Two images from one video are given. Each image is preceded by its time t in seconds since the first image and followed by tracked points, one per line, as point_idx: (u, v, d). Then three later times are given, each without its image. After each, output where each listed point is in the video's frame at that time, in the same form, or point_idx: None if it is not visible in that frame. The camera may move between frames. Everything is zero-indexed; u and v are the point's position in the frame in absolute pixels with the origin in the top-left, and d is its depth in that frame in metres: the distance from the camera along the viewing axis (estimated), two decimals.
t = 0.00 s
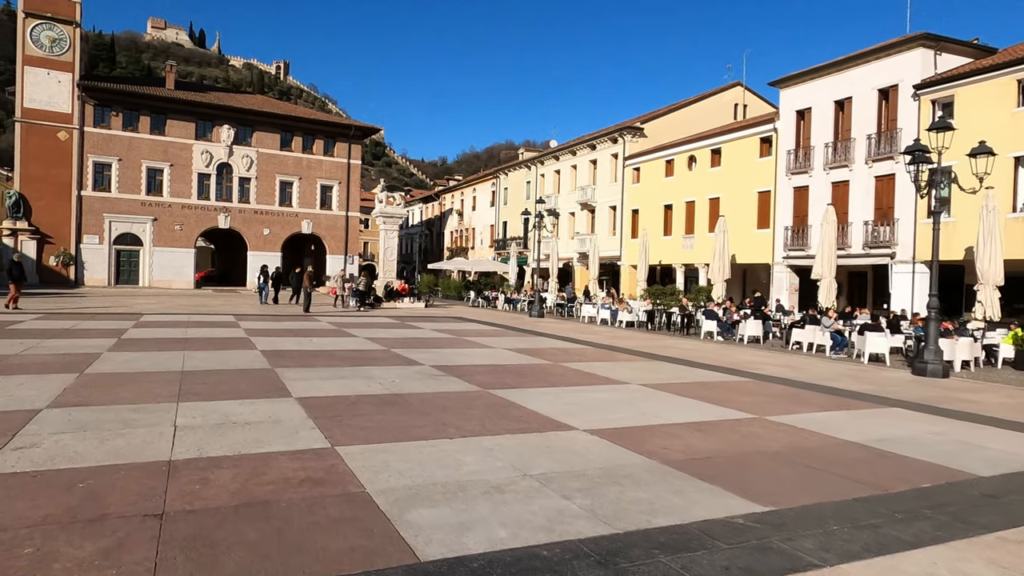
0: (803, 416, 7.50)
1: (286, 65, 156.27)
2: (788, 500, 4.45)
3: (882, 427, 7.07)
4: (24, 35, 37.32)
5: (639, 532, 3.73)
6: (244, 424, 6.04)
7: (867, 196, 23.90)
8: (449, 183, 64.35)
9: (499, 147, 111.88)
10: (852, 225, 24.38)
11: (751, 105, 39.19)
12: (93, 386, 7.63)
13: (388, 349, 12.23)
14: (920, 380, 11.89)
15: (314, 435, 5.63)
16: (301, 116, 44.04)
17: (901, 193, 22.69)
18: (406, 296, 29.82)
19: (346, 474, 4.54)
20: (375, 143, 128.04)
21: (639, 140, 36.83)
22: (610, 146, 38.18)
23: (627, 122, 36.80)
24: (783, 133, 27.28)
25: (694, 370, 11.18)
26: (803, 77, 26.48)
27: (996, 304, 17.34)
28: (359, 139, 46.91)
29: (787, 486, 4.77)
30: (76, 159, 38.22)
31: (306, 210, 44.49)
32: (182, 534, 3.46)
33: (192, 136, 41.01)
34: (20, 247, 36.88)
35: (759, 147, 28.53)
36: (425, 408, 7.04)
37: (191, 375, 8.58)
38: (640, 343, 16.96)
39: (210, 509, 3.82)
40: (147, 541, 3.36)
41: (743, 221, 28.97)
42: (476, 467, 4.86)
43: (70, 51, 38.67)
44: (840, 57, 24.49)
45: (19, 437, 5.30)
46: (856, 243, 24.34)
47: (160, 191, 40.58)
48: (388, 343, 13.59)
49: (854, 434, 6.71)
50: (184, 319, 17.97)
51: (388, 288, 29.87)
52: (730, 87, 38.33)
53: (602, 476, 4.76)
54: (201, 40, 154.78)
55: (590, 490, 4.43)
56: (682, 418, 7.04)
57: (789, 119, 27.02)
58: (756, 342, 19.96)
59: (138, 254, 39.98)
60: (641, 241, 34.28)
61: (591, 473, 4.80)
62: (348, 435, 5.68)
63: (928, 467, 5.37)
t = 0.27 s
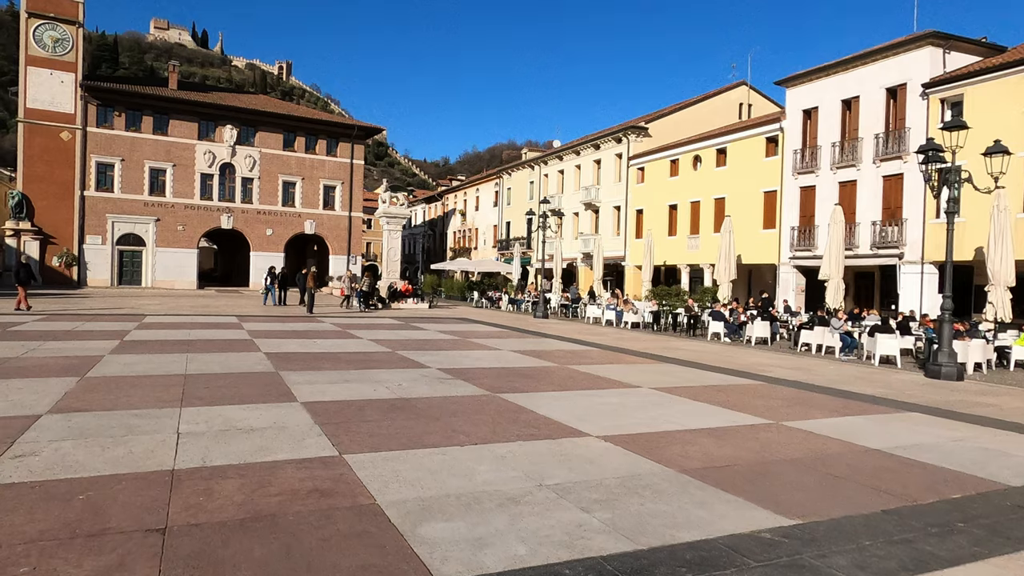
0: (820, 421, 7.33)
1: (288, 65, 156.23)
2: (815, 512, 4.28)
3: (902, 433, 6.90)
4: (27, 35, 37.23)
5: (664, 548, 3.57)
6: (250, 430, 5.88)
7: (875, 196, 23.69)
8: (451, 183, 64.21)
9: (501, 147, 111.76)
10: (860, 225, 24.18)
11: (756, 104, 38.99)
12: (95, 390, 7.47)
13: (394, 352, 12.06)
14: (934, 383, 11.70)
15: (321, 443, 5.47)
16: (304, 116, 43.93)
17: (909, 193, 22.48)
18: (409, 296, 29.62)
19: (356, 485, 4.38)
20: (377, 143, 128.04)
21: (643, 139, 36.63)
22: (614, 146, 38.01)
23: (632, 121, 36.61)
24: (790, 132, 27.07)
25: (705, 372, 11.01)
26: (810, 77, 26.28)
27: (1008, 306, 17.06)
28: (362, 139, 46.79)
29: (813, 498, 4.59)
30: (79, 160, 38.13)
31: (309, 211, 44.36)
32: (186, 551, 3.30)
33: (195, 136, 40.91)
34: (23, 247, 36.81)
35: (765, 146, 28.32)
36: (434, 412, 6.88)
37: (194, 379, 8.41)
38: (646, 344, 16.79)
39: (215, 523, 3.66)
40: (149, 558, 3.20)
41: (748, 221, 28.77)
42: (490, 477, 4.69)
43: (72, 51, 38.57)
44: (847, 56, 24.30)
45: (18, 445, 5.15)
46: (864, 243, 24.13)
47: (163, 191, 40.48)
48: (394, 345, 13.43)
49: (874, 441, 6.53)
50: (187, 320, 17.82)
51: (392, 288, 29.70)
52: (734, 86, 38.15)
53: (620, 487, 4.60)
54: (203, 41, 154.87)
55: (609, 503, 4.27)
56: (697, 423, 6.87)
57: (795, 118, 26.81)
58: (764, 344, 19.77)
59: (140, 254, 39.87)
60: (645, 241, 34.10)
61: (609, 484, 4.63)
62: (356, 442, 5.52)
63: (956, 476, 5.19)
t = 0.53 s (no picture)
0: (837, 424, 7.16)
1: (292, 64, 156.20)
2: (842, 522, 4.12)
3: (923, 436, 6.72)
4: (31, 33, 37.18)
5: (689, 559, 3.42)
6: (255, 433, 5.74)
7: (884, 194, 23.47)
8: (455, 182, 64.05)
9: (505, 146, 111.61)
10: (869, 224, 23.96)
11: (762, 103, 38.76)
12: (98, 391, 7.34)
13: (400, 352, 11.91)
14: (950, 384, 11.50)
15: (329, 446, 5.32)
16: (308, 115, 43.83)
17: (919, 192, 22.26)
18: (414, 296, 29.52)
19: (365, 491, 4.24)
20: (381, 142, 128.00)
21: (649, 138, 36.41)
22: (619, 145, 37.81)
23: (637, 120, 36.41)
24: (797, 130, 26.86)
25: (716, 373, 10.83)
26: (818, 74, 26.05)
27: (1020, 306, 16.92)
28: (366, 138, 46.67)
29: (838, 505, 4.43)
30: (83, 158, 38.08)
31: (313, 209, 44.25)
32: (190, 562, 3.15)
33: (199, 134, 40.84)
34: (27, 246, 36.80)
35: (772, 145, 28.11)
36: (443, 414, 6.73)
37: (199, 380, 8.27)
38: (653, 345, 16.63)
39: (220, 532, 3.52)
40: (151, 570, 3.06)
41: (755, 220, 28.56)
42: (503, 483, 4.53)
43: (76, 49, 38.52)
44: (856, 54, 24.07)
45: (18, 448, 5.01)
46: (873, 243, 23.91)
47: (166, 190, 40.42)
48: (400, 344, 13.29)
49: (895, 444, 6.36)
50: (191, 319, 17.70)
51: (396, 287, 29.58)
52: (740, 85, 37.95)
53: (638, 493, 4.46)
54: (207, 40, 155.04)
55: (629, 511, 4.11)
56: (712, 426, 6.71)
57: (803, 116, 26.59)
58: (772, 344, 19.58)
59: (144, 253, 39.81)
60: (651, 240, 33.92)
61: (626, 490, 4.48)
62: (364, 445, 5.38)
63: (983, 483, 5.02)
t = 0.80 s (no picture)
0: (857, 426, 6.97)
1: (296, 63, 156.19)
2: (872, 532, 3.94)
3: (946, 439, 6.53)
4: (35, 31, 37.08)
5: (718, 572, 3.24)
6: (259, 435, 5.57)
7: (893, 192, 23.23)
8: (459, 180, 63.84)
9: (508, 145, 111.42)
10: (878, 222, 23.72)
11: (768, 101, 38.50)
12: (98, 391, 7.17)
13: (405, 351, 11.73)
14: (965, 385, 11.29)
15: (335, 449, 5.15)
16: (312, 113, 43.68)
17: (929, 190, 22.02)
18: (418, 294, 29.46)
19: (375, 498, 4.07)
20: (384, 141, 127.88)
21: (654, 136, 36.16)
22: (625, 143, 37.59)
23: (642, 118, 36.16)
24: (805, 128, 26.62)
25: (727, 373, 10.64)
26: (826, 72, 25.81)
27: None
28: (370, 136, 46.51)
29: (867, 514, 4.24)
30: (86, 156, 37.99)
31: (317, 208, 44.10)
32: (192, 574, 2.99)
33: (203, 133, 40.74)
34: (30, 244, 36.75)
35: (779, 143, 27.86)
36: (452, 416, 6.55)
37: (202, 380, 8.10)
38: (661, 344, 16.43)
39: (224, 542, 3.35)
40: None
41: (762, 218, 28.33)
42: (517, 489, 4.37)
43: (80, 47, 38.44)
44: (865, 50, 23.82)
45: (15, 450, 4.85)
46: (882, 241, 23.67)
47: (170, 188, 40.34)
48: (405, 344, 13.12)
49: (918, 448, 6.16)
50: (194, 318, 17.56)
51: (400, 286, 29.43)
52: (747, 82, 37.70)
53: (658, 500, 4.28)
54: (211, 39, 155.14)
55: (650, 519, 3.95)
56: (728, 429, 6.52)
57: (811, 114, 26.35)
58: (780, 344, 19.36)
59: (148, 251, 39.73)
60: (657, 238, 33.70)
61: (645, 498, 4.30)
62: (372, 448, 5.20)
63: (1015, 490, 4.83)
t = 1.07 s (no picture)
0: (876, 432, 6.76)
1: (298, 62, 156.08)
2: (905, 549, 3.73)
3: (969, 446, 6.32)
4: (37, 30, 36.94)
5: None
6: (261, 442, 5.37)
7: (901, 191, 22.99)
8: (462, 179, 63.66)
9: (511, 144, 111.15)
10: (886, 221, 23.47)
11: (774, 99, 38.23)
12: (95, 395, 6.97)
13: (410, 353, 11.53)
14: (980, 388, 11.06)
15: (339, 457, 4.95)
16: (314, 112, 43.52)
17: (938, 189, 21.78)
18: (421, 294, 29.30)
19: (381, 511, 3.87)
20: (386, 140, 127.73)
21: (659, 134, 35.90)
22: (629, 142, 37.34)
23: (646, 116, 35.92)
24: (812, 126, 26.37)
25: (738, 376, 10.42)
26: (833, 69, 25.56)
27: None
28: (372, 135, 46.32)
29: (899, 529, 4.03)
30: (89, 155, 37.88)
31: (319, 207, 43.94)
32: None
33: (205, 132, 40.60)
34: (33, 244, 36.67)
35: (785, 141, 27.60)
36: (459, 421, 6.35)
37: (202, 383, 7.91)
38: (668, 345, 16.21)
39: (222, 561, 3.16)
40: None
41: (769, 218, 28.08)
42: (531, 501, 4.17)
43: (82, 46, 38.28)
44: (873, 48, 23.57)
45: (6, 459, 4.66)
46: (890, 241, 23.42)
47: (172, 187, 40.21)
48: (409, 345, 12.93)
49: (942, 454, 5.95)
50: (195, 318, 17.39)
51: (404, 286, 29.25)
52: (751, 81, 37.44)
53: (678, 513, 4.08)
54: (213, 38, 155.10)
55: (671, 535, 3.75)
56: (744, 434, 6.32)
57: (818, 112, 26.10)
58: (788, 345, 19.13)
59: (150, 251, 39.61)
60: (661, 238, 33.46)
61: (664, 511, 4.10)
62: (378, 457, 5.00)
63: None
